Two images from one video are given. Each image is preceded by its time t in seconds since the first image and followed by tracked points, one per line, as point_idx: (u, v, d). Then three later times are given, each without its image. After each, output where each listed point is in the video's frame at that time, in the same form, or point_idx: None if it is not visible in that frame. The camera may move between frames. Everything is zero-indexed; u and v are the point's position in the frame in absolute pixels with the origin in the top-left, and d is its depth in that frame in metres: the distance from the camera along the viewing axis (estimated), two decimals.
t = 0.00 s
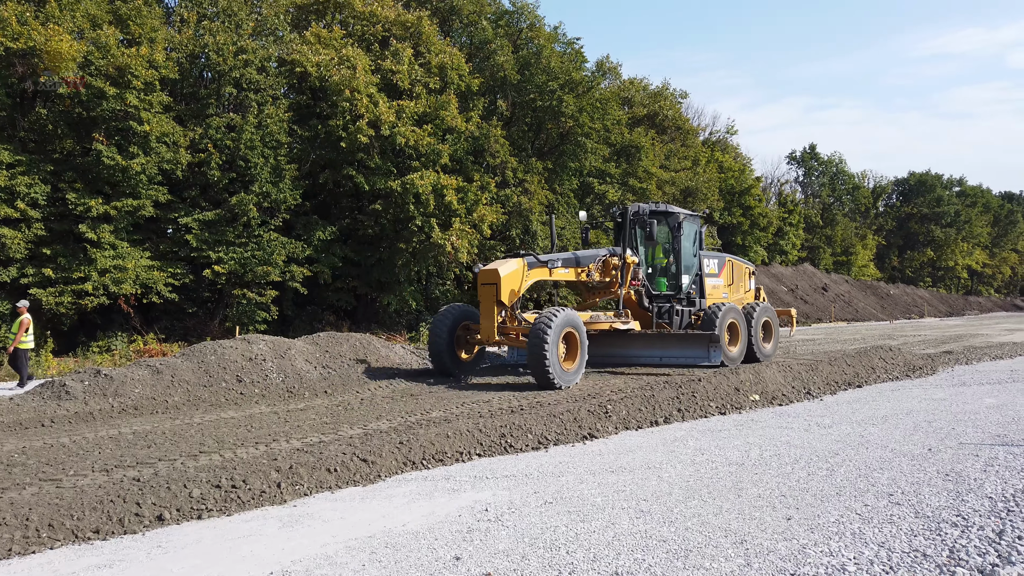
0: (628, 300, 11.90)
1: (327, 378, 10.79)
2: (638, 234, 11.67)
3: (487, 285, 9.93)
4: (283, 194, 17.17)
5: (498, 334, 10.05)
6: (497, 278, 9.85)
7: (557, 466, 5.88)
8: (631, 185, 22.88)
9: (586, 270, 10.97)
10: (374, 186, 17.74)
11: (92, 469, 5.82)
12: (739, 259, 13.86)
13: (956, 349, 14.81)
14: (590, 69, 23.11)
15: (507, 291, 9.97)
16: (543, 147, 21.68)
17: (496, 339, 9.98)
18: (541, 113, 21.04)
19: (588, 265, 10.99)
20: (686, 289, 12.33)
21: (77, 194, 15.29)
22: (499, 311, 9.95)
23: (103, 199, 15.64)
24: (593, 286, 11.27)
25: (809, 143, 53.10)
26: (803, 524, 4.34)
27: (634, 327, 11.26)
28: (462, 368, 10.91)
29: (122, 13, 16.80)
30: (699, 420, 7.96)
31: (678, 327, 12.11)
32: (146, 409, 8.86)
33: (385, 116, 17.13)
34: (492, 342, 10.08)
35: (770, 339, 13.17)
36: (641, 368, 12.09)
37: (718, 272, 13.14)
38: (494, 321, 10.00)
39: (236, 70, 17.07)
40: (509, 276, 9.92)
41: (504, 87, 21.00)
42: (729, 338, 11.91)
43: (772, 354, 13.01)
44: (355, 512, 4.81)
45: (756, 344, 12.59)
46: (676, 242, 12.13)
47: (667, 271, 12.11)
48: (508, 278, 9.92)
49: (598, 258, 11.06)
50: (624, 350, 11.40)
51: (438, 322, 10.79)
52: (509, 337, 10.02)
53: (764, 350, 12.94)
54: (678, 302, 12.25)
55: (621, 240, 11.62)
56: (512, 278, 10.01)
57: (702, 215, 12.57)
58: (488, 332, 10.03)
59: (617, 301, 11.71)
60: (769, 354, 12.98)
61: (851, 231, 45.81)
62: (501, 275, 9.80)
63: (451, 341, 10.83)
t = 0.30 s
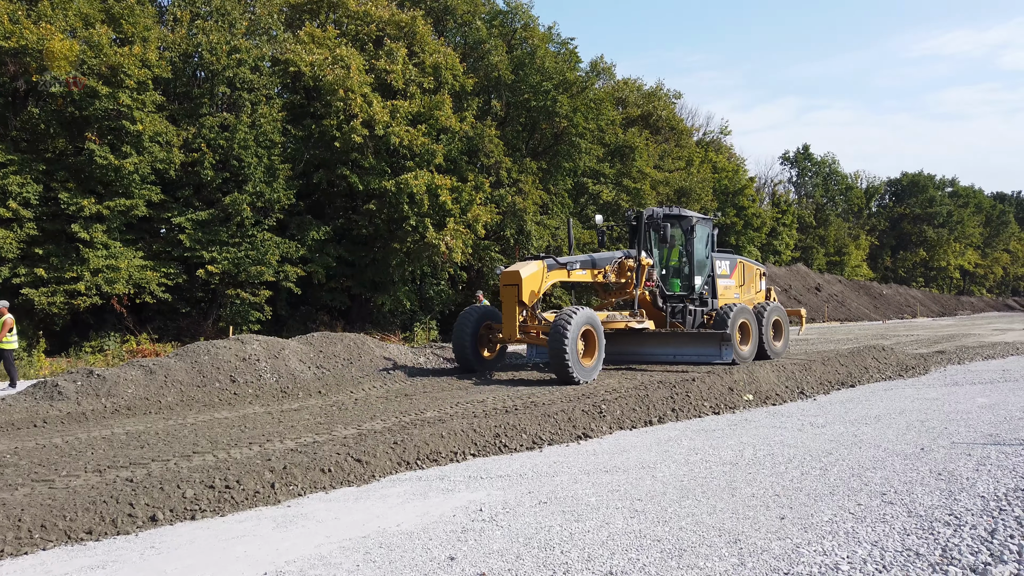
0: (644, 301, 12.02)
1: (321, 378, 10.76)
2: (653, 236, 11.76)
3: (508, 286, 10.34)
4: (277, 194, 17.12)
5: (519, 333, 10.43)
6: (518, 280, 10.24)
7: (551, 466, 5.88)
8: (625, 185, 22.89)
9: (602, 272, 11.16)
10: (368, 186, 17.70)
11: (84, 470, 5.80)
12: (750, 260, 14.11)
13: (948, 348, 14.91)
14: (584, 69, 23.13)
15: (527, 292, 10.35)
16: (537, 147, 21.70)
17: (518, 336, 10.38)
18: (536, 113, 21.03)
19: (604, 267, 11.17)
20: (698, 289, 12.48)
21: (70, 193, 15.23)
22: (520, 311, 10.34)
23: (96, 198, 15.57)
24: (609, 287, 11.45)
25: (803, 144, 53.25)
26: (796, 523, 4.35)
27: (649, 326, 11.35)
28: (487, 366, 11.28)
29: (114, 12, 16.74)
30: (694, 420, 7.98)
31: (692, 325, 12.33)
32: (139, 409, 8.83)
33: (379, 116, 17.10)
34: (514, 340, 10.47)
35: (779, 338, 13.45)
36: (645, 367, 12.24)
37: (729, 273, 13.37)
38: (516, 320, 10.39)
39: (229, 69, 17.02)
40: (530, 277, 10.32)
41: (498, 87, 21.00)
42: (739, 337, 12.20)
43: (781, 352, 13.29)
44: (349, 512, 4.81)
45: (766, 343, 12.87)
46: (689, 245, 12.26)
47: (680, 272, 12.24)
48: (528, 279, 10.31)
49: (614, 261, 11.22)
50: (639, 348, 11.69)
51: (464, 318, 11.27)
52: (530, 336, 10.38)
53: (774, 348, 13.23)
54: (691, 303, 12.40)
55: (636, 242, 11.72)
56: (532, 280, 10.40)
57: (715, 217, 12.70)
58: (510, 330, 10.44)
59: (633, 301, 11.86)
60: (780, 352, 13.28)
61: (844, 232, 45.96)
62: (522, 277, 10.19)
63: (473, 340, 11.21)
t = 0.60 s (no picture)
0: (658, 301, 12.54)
1: (317, 378, 10.76)
2: (668, 239, 12.36)
3: (531, 287, 10.88)
4: (272, 194, 17.09)
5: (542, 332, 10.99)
6: (541, 281, 10.77)
7: (547, 466, 5.88)
8: (621, 186, 22.90)
9: (619, 273, 11.73)
10: (364, 186, 17.69)
11: (79, 470, 5.79)
12: (762, 261, 14.63)
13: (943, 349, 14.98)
14: (580, 69, 23.15)
15: (550, 293, 10.89)
16: (533, 147, 21.73)
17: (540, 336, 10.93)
18: (532, 113, 21.04)
19: (620, 269, 11.76)
20: (712, 289, 12.98)
21: (65, 193, 15.19)
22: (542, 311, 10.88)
23: (91, 198, 15.54)
24: (625, 288, 11.99)
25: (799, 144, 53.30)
26: (791, 523, 4.36)
27: (664, 325, 11.88)
28: (509, 364, 11.74)
29: (110, 11, 16.69)
30: (689, 420, 7.99)
31: (707, 324, 12.73)
32: (133, 410, 8.81)
33: (375, 116, 17.09)
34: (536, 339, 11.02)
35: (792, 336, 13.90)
36: (649, 366, 12.40)
37: (742, 274, 13.89)
38: (538, 320, 10.95)
39: (225, 69, 17.00)
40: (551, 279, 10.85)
41: (494, 87, 20.99)
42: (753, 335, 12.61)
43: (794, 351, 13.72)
44: (346, 513, 4.80)
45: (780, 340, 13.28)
46: (703, 246, 12.78)
47: (694, 272, 12.75)
48: (550, 281, 10.85)
49: (630, 262, 11.81)
50: (655, 346, 12.12)
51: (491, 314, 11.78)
52: (551, 334, 10.95)
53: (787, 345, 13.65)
54: (705, 302, 12.89)
55: (652, 245, 12.27)
56: (554, 282, 10.94)
57: (728, 220, 13.22)
58: (532, 330, 11.00)
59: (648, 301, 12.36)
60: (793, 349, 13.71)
61: (840, 232, 46.03)
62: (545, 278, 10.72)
63: (497, 339, 11.68)
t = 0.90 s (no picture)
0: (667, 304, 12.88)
1: (306, 382, 10.70)
2: (675, 244, 12.78)
3: (545, 290, 11.21)
4: (262, 197, 17.01)
5: (555, 333, 11.31)
6: (555, 284, 11.09)
7: (536, 470, 5.87)
8: (612, 189, 22.94)
9: (629, 277, 12.11)
10: (355, 189, 17.64)
11: (65, 476, 5.74)
12: (765, 264, 14.89)
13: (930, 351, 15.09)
14: (570, 73, 23.20)
15: (563, 296, 11.22)
16: (524, 150, 21.76)
17: (555, 337, 11.27)
18: (522, 116, 21.06)
19: (630, 272, 12.14)
20: (718, 292, 13.32)
21: (52, 195, 15.08)
22: (556, 313, 11.21)
23: (78, 200, 15.43)
24: (635, 291, 12.37)
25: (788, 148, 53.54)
26: (780, 527, 4.37)
27: (672, 327, 12.23)
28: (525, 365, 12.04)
29: (98, 12, 16.59)
30: (679, 423, 7.99)
31: (714, 325, 13.11)
32: (120, 414, 8.74)
33: (365, 119, 17.06)
34: (550, 340, 11.35)
35: (795, 338, 14.35)
36: (645, 369, 12.50)
37: (746, 277, 14.13)
38: (553, 321, 11.28)
39: (215, 71, 16.93)
40: (565, 282, 11.17)
41: (485, 90, 20.98)
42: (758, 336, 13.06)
43: (797, 351, 14.28)
44: (334, 518, 4.78)
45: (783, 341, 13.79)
46: (708, 250, 13.15)
47: (701, 276, 13.11)
48: (564, 284, 11.17)
49: (639, 266, 12.21)
50: (662, 347, 12.38)
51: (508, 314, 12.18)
52: (565, 335, 11.28)
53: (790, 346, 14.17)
54: (712, 304, 13.23)
55: (660, 249, 12.64)
56: (567, 285, 11.25)
57: (733, 225, 13.60)
58: (547, 332, 11.32)
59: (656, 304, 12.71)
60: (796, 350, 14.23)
61: (828, 235, 46.24)
62: (559, 281, 11.05)
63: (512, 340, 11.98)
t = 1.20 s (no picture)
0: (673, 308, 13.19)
1: (296, 387, 10.65)
2: (681, 250, 13.06)
3: (555, 295, 11.80)
4: (252, 201, 16.93)
5: (565, 336, 11.90)
6: (565, 289, 11.69)
7: (528, 475, 5.86)
8: (602, 194, 22.99)
9: (636, 282, 12.61)
10: (345, 193, 17.60)
11: (52, 482, 5.68)
12: (769, 270, 15.26)
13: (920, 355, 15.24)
14: (561, 78, 23.26)
15: (574, 300, 11.81)
16: (514, 155, 21.80)
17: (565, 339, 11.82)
18: (513, 121, 21.10)
19: (637, 278, 12.64)
20: (723, 297, 13.64)
21: (39, 199, 14.97)
22: (566, 316, 11.78)
23: (67, 204, 15.34)
24: (642, 296, 12.83)
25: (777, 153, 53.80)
26: (772, 532, 4.37)
27: (678, 330, 12.67)
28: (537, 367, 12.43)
29: (86, 16, 16.51)
30: (670, 428, 7.99)
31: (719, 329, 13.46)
32: (108, 421, 8.66)
33: (356, 123, 17.03)
34: (561, 343, 11.93)
35: (798, 341, 14.78)
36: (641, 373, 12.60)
37: (750, 282, 14.49)
38: (563, 324, 11.86)
39: (204, 74, 16.87)
40: (575, 287, 11.76)
41: (476, 94, 20.99)
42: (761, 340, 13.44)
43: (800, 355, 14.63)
44: (324, 524, 4.75)
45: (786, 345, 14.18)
46: (713, 257, 13.47)
47: (706, 281, 13.43)
48: (574, 289, 11.76)
49: (646, 272, 12.72)
50: (670, 349, 12.93)
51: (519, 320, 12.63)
52: (575, 338, 11.86)
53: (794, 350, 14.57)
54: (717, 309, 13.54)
55: (667, 256, 12.98)
56: (577, 290, 11.85)
57: (737, 232, 13.92)
58: (558, 334, 11.90)
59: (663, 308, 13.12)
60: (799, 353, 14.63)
61: (818, 240, 46.48)
62: (569, 287, 11.64)
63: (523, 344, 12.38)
